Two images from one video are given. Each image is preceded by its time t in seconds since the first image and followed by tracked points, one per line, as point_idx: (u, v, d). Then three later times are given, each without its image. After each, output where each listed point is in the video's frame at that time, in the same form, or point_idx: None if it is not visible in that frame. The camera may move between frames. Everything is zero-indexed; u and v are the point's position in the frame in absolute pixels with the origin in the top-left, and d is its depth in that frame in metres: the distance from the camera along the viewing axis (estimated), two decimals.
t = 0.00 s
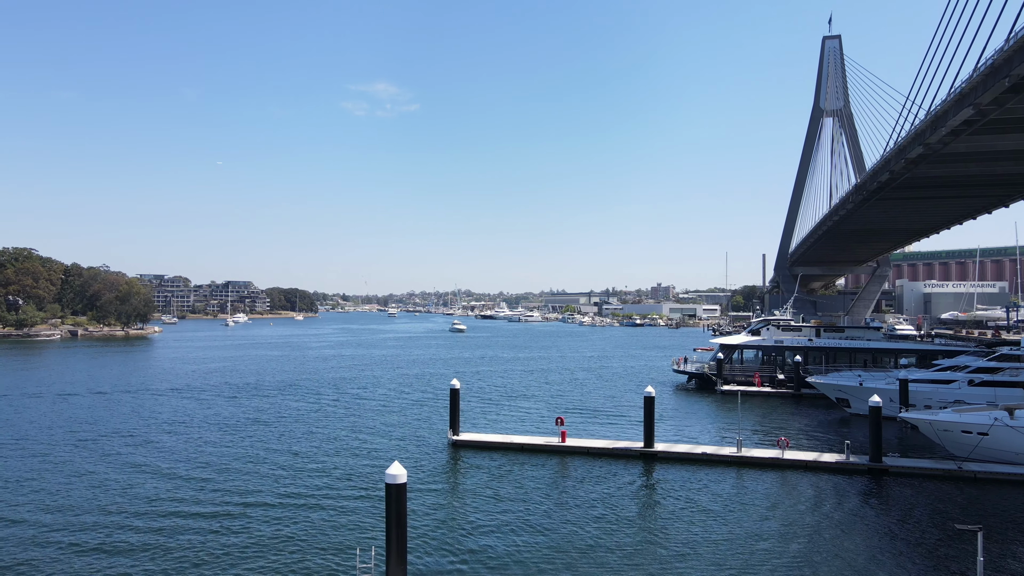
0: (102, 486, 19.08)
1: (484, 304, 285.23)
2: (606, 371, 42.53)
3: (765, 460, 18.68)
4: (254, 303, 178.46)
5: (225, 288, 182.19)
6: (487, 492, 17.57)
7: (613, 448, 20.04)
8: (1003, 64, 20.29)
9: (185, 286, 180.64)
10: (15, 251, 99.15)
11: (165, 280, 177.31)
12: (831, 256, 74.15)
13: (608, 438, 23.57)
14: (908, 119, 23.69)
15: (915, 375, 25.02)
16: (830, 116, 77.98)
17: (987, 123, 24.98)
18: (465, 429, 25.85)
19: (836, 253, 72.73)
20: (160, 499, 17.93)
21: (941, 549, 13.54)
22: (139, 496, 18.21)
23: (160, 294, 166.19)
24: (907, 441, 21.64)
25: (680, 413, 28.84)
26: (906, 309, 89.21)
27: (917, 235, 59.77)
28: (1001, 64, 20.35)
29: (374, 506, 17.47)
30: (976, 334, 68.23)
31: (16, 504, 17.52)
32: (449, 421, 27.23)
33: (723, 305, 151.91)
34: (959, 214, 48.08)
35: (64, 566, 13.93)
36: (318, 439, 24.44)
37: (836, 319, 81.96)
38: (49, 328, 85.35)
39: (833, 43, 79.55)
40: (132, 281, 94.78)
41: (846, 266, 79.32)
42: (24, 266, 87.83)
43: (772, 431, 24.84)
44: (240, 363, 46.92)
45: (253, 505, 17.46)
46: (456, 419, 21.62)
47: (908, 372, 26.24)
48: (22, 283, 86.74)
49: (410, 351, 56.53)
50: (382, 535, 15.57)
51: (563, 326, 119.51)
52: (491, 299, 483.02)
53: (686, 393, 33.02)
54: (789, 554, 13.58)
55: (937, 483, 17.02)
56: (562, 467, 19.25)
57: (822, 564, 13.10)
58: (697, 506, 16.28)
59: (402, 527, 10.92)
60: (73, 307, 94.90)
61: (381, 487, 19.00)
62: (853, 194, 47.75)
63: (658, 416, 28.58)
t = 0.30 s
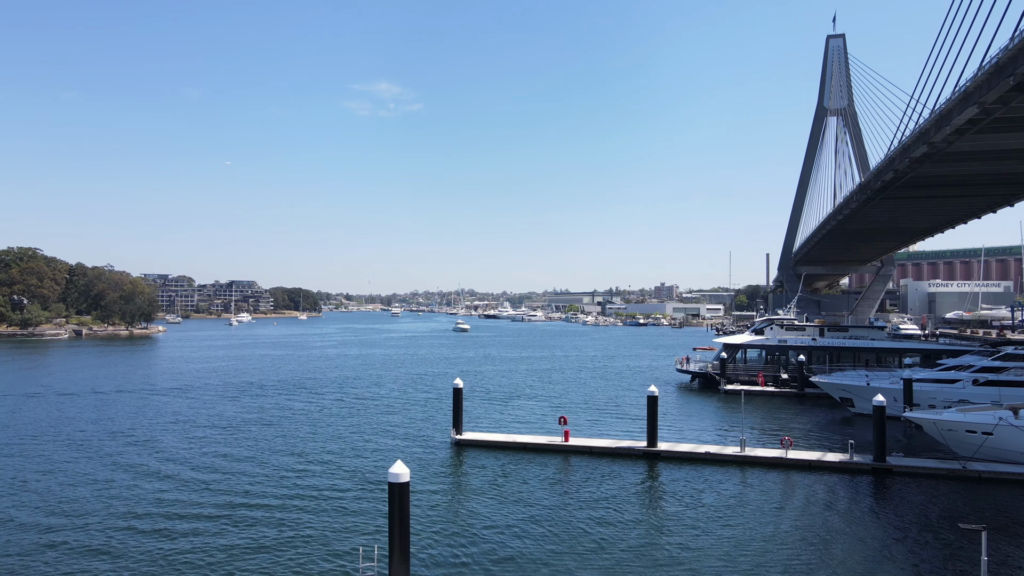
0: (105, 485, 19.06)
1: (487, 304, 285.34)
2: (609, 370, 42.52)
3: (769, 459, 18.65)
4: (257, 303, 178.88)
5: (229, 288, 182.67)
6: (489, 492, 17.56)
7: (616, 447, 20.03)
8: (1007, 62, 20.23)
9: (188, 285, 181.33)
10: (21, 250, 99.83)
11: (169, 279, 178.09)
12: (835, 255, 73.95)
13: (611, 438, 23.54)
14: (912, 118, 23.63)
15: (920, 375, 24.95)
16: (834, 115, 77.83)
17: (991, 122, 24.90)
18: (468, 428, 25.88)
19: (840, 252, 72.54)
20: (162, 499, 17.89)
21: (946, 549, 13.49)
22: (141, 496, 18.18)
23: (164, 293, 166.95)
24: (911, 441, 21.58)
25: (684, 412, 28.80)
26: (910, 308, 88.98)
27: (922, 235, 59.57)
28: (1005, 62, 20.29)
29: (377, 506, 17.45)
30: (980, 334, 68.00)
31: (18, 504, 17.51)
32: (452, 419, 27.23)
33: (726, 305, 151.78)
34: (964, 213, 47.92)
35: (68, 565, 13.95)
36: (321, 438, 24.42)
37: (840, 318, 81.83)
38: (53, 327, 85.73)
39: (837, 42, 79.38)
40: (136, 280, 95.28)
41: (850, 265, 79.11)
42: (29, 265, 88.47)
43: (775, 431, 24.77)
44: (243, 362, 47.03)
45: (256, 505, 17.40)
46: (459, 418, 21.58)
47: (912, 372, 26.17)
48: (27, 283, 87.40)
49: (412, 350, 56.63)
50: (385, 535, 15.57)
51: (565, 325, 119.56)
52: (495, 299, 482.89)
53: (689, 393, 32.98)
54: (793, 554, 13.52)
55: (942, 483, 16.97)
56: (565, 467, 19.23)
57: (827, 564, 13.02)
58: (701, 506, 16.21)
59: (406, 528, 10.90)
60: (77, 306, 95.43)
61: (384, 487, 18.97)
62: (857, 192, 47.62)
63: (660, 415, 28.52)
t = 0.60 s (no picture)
0: (109, 484, 19.13)
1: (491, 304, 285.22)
2: (612, 370, 42.51)
3: (772, 458, 18.62)
4: (261, 302, 179.32)
5: (233, 287, 182.98)
6: (493, 492, 17.53)
7: (619, 446, 20.01)
8: (1012, 61, 20.15)
9: (192, 285, 181.73)
10: (26, 250, 100.22)
11: (174, 279, 178.56)
12: (839, 254, 73.75)
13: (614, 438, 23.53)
14: (917, 117, 23.56)
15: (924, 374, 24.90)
16: (838, 114, 77.65)
17: (996, 120, 24.82)
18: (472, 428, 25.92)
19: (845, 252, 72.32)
20: (165, 498, 17.96)
21: (951, 549, 13.45)
22: (143, 495, 18.22)
23: (168, 292, 167.38)
24: (916, 440, 21.52)
25: (687, 412, 28.77)
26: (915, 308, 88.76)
27: (927, 234, 59.36)
28: (1010, 60, 20.20)
29: (380, 505, 17.46)
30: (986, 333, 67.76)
31: (22, 503, 17.58)
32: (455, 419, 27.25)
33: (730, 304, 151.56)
34: (969, 212, 47.73)
35: (71, 564, 13.98)
36: (325, 438, 24.45)
37: (844, 318, 81.72)
38: (58, 326, 86.13)
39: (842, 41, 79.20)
40: (140, 280, 95.61)
41: (855, 264, 78.89)
42: (34, 265, 88.93)
43: (779, 431, 24.73)
44: (247, 361, 47.14)
45: (259, 505, 17.43)
46: (462, 417, 21.57)
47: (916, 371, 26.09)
48: (31, 282, 87.78)
49: (416, 350, 56.70)
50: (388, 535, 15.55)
51: (569, 325, 119.51)
52: (498, 298, 482.85)
53: (693, 392, 32.93)
54: (795, 554, 13.50)
55: (946, 482, 16.93)
56: (569, 466, 19.20)
57: (830, 564, 13.00)
58: (704, 506, 16.17)
59: (409, 526, 10.94)
60: (82, 305, 95.73)
61: (388, 487, 18.99)
62: (861, 192, 47.50)
63: (663, 415, 28.48)
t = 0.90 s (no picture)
0: (111, 484, 19.15)
1: (495, 304, 285.32)
2: (615, 370, 42.46)
3: (775, 458, 18.59)
4: (265, 303, 179.87)
5: (237, 287, 183.48)
6: (496, 492, 17.50)
7: (622, 446, 19.98)
8: (1017, 60, 20.09)
9: (197, 285, 182.23)
10: (31, 251, 100.78)
11: (178, 279, 179.09)
12: (843, 254, 73.61)
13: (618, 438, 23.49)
14: (921, 117, 23.52)
15: (928, 374, 24.84)
16: (842, 114, 77.56)
17: (1000, 120, 24.76)
18: (476, 428, 25.90)
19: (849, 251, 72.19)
20: (165, 499, 17.91)
21: (952, 550, 13.41)
22: (145, 495, 18.22)
23: (173, 292, 167.88)
24: (921, 440, 21.47)
25: (691, 412, 28.74)
26: (919, 308, 88.63)
27: (931, 233, 59.21)
28: (1015, 60, 20.13)
29: (382, 505, 17.45)
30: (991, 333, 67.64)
31: (23, 503, 17.61)
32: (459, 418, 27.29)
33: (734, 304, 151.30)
34: (973, 212, 47.63)
35: (74, 564, 14.02)
36: (326, 438, 24.40)
37: (848, 318, 81.60)
38: (64, 326, 86.44)
39: (846, 40, 79.05)
40: (144, 280, 95.97)
41: (859, 263, 78.75)
42: (39, 265, 89.51)
43: (783, 431, 24.68)
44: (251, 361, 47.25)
45: (260, 505, 17.42)
46: (466, 416, 21.54)
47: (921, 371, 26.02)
48: (36, 282, 88.34)
49: (420, 350, 56.74)
50: (390, 535, 15.56)
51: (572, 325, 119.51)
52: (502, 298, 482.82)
53: (697, 392, 32.91)
54: (797, 555, 13.46)
55: (950, 482, 16.87)
56: (573, 466, 19.15)
57: (832, 565, 12.95)
58: (707, 506, 16.12)
59: (412, 526, 10.94)
60: (87, 305, 96.11)
61: (391, 486, 18.99)
62: (865, 191, 47.44)
63: (666, 415, 28.46)
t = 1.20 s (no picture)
0: (115, 485, 19.16)
1: (498, 304, 285.30)
2: (619, 370, 42.39)
3: (779, 458, 18.53)
4: (268, 302, 180.14)
5: (241, 287, 183.71)
6: (498, 492, 17.48)
7: (625, 446, 19.92)
8: (1022, 59, 20.03)
9: (201, 284, 182.54)
10: (36, 251, 101.11)
11: (182, 278, 179.40)
12: (848, 254, 73.47)
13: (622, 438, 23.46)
14: (925, 116, 23.48)
15: (932, 373, 24.80)
16: (846, 113, 77.45)
17: (1005, 119, 24.68)
18: (479, 428, 25.89)
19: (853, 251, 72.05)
20: (165, 499, 17.88)
21: (957, 550, 13.36)
22: (148, 495, 18.21)
23: (177, 292, 168.09)
24: (925, 440, 21.40)
25: (695, 412, 28.67)
26: (924, 308, 88.48)
27: (936, 233, 59.06)
28: (1020, 59, 20.06)
29: (385, 505, 17.44)
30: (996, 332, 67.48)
31: (25, 504, 17.61)
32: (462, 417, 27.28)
33: (739, 304, 151.00)
34: (978, 211, 47.54)
35: (78, 564, 14.05)
36: (326, 439, 24.30)
37: (852, 318, 81.56)
38: (69, 325, 86.68)
39: (850, 39, 78.89)
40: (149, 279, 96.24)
41: (863, 263, 78.61)
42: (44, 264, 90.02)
43: (787, 431, 24.62)
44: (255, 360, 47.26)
45: (263, 505, 17.43)
46: (469, 416, 21.48)
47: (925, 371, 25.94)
48: (42, 281, 88.87)
49: (424, 350, 56.75)
50: (393, 535, 15.57)
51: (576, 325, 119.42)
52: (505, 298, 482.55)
53: (700, 392, 32.87)
54: (800, 556, 13.39)
55: (955, 482, 16.82)
56: (575, 467, 19.11)
57: (835, 566, 12.91)
58: (710, 507, 16.06)
59: (415, 524, 10.96)
60: (91, 305, 96.34)
61: (394, 487, 18.97)
62: (870, 191, 47.37)
63: (670, 415, 28.42)
